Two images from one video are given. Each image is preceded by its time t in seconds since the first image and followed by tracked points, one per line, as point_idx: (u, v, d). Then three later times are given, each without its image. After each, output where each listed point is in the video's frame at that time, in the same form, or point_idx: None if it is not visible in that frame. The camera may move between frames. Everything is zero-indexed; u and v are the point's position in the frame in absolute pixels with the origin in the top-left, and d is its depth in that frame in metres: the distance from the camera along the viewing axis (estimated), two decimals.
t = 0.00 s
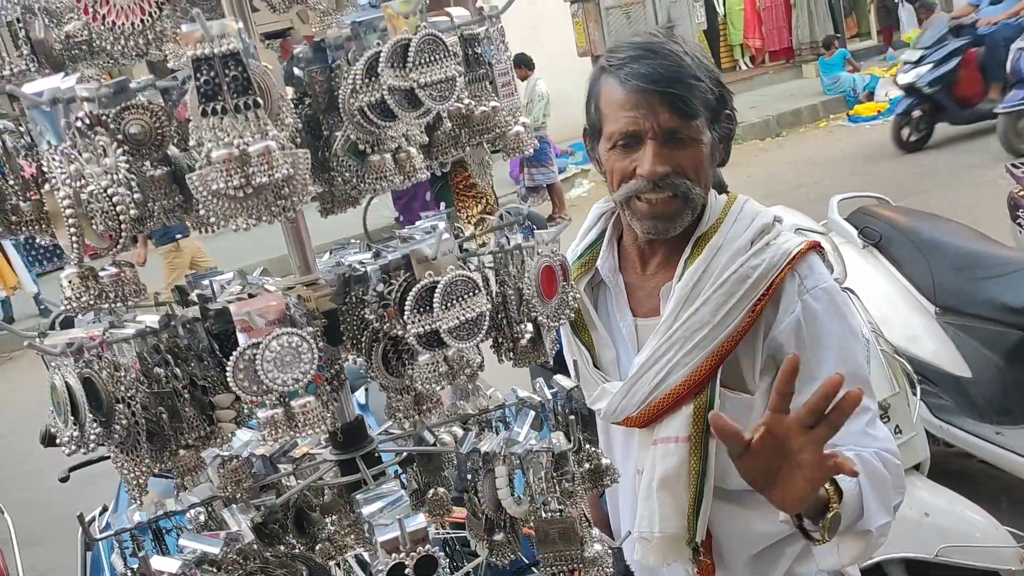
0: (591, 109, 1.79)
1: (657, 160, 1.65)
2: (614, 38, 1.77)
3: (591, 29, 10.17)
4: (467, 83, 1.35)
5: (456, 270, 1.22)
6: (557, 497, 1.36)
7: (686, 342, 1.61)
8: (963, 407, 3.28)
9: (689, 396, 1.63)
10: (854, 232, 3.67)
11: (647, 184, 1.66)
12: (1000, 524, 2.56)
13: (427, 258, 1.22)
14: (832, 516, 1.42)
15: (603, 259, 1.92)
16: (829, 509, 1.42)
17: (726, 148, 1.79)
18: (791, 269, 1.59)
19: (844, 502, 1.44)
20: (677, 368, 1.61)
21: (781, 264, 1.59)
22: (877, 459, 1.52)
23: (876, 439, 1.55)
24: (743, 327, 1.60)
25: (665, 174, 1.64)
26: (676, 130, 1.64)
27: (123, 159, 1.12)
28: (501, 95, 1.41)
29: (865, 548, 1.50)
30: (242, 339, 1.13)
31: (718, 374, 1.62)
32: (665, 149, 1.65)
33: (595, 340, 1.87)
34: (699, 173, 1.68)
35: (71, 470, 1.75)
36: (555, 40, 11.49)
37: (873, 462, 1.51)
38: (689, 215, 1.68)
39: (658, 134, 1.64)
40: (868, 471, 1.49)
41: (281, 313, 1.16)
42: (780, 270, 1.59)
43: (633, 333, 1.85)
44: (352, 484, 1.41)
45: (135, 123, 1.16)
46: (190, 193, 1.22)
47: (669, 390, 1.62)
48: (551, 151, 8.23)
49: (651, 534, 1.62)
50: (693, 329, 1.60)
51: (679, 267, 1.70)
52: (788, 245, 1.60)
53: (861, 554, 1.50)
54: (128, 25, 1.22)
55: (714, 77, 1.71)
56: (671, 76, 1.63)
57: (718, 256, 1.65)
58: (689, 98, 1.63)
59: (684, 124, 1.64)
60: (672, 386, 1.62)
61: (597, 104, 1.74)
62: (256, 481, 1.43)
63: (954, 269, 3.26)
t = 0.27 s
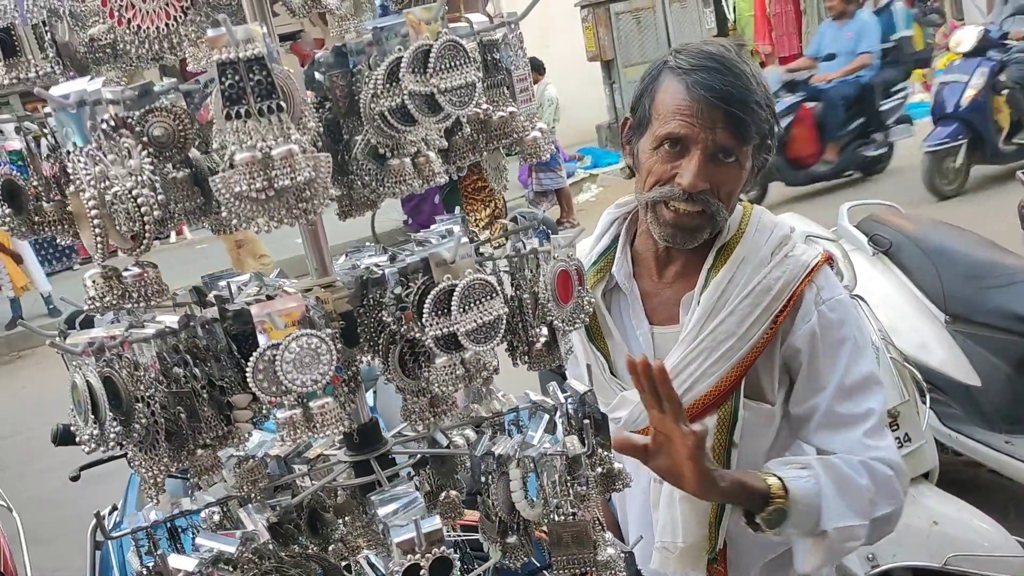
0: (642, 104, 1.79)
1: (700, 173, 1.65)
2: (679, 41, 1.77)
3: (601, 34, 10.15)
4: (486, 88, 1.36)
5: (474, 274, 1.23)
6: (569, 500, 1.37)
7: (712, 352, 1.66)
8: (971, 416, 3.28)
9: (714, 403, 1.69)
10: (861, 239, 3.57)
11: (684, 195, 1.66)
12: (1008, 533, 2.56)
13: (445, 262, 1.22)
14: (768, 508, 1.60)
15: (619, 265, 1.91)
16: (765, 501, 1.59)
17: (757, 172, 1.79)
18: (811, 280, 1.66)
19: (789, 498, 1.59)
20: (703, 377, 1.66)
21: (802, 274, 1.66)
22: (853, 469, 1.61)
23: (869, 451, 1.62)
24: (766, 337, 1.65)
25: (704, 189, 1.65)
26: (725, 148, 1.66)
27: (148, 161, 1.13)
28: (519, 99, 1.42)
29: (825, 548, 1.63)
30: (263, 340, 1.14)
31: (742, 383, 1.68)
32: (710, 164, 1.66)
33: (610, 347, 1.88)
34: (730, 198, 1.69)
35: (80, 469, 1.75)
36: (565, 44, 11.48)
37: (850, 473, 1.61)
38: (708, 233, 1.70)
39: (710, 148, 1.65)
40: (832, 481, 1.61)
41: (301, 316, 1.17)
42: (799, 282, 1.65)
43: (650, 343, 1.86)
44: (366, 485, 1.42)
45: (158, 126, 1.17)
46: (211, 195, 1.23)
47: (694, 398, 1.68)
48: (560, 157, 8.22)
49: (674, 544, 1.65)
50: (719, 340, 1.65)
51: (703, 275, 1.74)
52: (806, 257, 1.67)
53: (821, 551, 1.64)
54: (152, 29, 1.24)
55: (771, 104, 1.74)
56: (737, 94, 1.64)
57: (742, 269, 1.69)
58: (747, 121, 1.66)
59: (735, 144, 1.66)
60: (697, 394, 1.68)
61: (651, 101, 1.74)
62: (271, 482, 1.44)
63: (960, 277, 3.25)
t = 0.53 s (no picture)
0: (670, 93, 1.82)
1: (716, 150, 1.65)
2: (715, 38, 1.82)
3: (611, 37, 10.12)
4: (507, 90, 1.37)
5: (497, 274, 1.23)
6: (587, 502, 1.38)
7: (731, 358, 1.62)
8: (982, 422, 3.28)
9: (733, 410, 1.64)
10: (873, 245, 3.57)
11: (699, 172, 1.65)
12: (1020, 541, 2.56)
13: (468, 262, 1.22)
14: (768, 439, 1.39)
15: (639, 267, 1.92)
16: (767, 432, 1.39)
17: (781, 181, 1.77)
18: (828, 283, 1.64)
19: (793, 433, 1.40)
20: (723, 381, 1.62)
21: (821, 275, 1.64)
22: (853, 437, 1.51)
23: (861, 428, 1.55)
24: (782, 343, 1.63)
25: (717, 168, 1.64)
26: (745, 131, 1.66)
27: (174, 158, 1.14)
28: (541, 101, 1.42)
29: (816, 505, 1.46)
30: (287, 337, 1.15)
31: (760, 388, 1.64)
32: (727, 145, 1.66)
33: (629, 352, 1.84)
34: (746, 186, 1.67)
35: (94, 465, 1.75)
36: (575, 47, 11.45)
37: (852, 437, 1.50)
38: (719, 221, 1.67)
39: (728, 127, 1.65)
40: (835, 432, 1.47)
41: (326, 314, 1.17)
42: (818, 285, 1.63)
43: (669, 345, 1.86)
44: (384, 484, 1.43)
45: (184, 124, 1.18)
46: (236, 193, 1.24)
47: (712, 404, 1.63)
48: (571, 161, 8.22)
49: (690, 547, 1.65)
50: (739, 345, 1.61)
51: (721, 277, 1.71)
52: (824, 259, 1.66)
53: (811, 510, 1.46)
54: (180, 28, 1.24)
55: (799, 105, 1.75)
56: (762, 80, 1.67)
57: (762, 273, 1.66)
58: (769, 107, 1.67)
59: (756, 127, 1.66)
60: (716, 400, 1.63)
61: (679, 86, 1.76)
62: (289, 479, 1.45)
63: (976, 284, 3.24)
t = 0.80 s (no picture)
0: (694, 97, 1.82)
1: (727, 148, 1.65)
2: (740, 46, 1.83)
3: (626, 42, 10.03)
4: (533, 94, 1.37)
5: (522, 279, 1.22)
6: (611, 508, 1.37)
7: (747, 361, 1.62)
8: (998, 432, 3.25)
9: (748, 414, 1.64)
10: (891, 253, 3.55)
11: (708, 168, 1.65)
12: None
13: (494, 266, 1.22)
14: (783, 389, 1.43)
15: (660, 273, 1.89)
16: (781, 381, 1.42)
17: (800, 189, 1.76)
18: (848, 285, 1.63)
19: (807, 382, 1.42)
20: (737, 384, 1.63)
21: (837, 278, 1.64)
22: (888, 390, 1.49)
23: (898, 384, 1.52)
24: (798, 345, 1.65)
25: (726, 164, 1.64)
26: (757, 131, 1.66)
27: (204, 161, 1.14)
28: (566, 106, 1.42)
29: (858, 459, 1.43)
30: (313, 339, 1.14)
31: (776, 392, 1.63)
32: (739, 144, 1.66)
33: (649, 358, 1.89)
34: (760, 185, 1.66)
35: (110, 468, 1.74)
36: (588, 51, 11.36)
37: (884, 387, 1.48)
38: (731, 221, 1.66)
39: (739, 127, 1.66)
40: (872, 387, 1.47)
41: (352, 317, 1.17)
42: (836, 286, 1.63)
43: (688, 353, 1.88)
44: (405, 487, 1.43)
45: (213, 127, 1.19)
46: (263, 197, 1.25)
47: (726, 408, 1.64)
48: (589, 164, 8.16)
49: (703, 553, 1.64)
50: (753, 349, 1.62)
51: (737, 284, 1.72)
52: (843, 262, 1.65)
53: (854, 466, 1.44)
54: (210, 31, 1.26)
55: (819, 111, 1.74)
56: (778, 81, 1.67)
57: (777, 279, 1.68)
58: (783, 108, 1.66)
59: (768, 128, 1.65)
60: (730, 404, 1.64)
61: (700, 89, 1.77)
62: (311, 482, 1.45)
63: (992, 292, 3.20)
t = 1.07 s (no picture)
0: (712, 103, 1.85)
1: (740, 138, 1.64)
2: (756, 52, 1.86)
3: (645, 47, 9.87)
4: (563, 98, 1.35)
5: (553, 286, 1.21)
6: (640, 520, 1.35)
7: (756, 363, 1.62)
8: None
9: (760, 417, 1.63)
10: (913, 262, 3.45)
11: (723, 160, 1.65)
12: None
13: (523, 273, 1.20)
14: (817, 250, 1.29)
15: (678, 280, 1.91)
16: (816, 241, 1.29)
17: (822, 183, 1.71)
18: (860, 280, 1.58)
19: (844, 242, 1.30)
20: (747, 387, 1.63)
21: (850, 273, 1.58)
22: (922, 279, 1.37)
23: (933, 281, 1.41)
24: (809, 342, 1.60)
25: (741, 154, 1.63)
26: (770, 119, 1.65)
27: (232, 165, 1.13)
28: (598, 110, 1.40)
29: (883, 330, 1.30)
30: (341, 346, 1.13)
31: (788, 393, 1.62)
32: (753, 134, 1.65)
33: (668, 364, 1.92)
34: (778, 169, 1.64)
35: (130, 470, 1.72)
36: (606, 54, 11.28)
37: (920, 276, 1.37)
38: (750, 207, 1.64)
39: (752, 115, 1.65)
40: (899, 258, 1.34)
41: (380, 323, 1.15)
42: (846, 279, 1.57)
43: (705, 357, 1.89)
44: (430, 496, 1.41)
45: (241, 130, 1.18)
46: (290, 201, 1.23)
47: (737, 412, 1.64)
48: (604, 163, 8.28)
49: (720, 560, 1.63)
50: (760, 351, 1.61)
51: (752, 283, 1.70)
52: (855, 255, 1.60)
53: (878, 336, 1.31)
54: (238, 33, 1.25)
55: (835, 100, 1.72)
56: (787, 71, 1.67)
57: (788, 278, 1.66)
58: (795, 95, 1.65)
59: (781, 114, 1.64)
60: (741, 407, 1.64)
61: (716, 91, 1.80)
62: (334, 490, 1.44)
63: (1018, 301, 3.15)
